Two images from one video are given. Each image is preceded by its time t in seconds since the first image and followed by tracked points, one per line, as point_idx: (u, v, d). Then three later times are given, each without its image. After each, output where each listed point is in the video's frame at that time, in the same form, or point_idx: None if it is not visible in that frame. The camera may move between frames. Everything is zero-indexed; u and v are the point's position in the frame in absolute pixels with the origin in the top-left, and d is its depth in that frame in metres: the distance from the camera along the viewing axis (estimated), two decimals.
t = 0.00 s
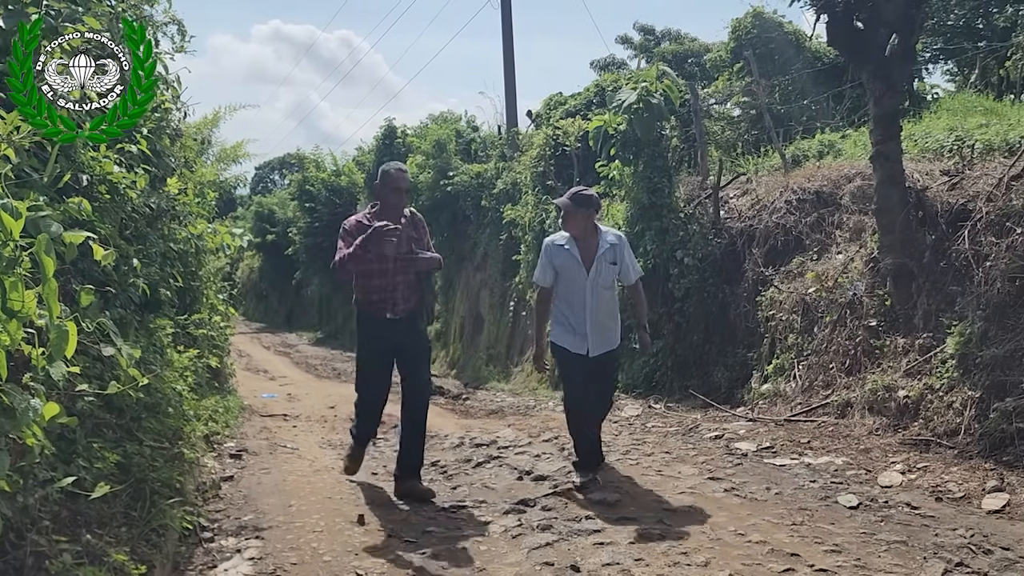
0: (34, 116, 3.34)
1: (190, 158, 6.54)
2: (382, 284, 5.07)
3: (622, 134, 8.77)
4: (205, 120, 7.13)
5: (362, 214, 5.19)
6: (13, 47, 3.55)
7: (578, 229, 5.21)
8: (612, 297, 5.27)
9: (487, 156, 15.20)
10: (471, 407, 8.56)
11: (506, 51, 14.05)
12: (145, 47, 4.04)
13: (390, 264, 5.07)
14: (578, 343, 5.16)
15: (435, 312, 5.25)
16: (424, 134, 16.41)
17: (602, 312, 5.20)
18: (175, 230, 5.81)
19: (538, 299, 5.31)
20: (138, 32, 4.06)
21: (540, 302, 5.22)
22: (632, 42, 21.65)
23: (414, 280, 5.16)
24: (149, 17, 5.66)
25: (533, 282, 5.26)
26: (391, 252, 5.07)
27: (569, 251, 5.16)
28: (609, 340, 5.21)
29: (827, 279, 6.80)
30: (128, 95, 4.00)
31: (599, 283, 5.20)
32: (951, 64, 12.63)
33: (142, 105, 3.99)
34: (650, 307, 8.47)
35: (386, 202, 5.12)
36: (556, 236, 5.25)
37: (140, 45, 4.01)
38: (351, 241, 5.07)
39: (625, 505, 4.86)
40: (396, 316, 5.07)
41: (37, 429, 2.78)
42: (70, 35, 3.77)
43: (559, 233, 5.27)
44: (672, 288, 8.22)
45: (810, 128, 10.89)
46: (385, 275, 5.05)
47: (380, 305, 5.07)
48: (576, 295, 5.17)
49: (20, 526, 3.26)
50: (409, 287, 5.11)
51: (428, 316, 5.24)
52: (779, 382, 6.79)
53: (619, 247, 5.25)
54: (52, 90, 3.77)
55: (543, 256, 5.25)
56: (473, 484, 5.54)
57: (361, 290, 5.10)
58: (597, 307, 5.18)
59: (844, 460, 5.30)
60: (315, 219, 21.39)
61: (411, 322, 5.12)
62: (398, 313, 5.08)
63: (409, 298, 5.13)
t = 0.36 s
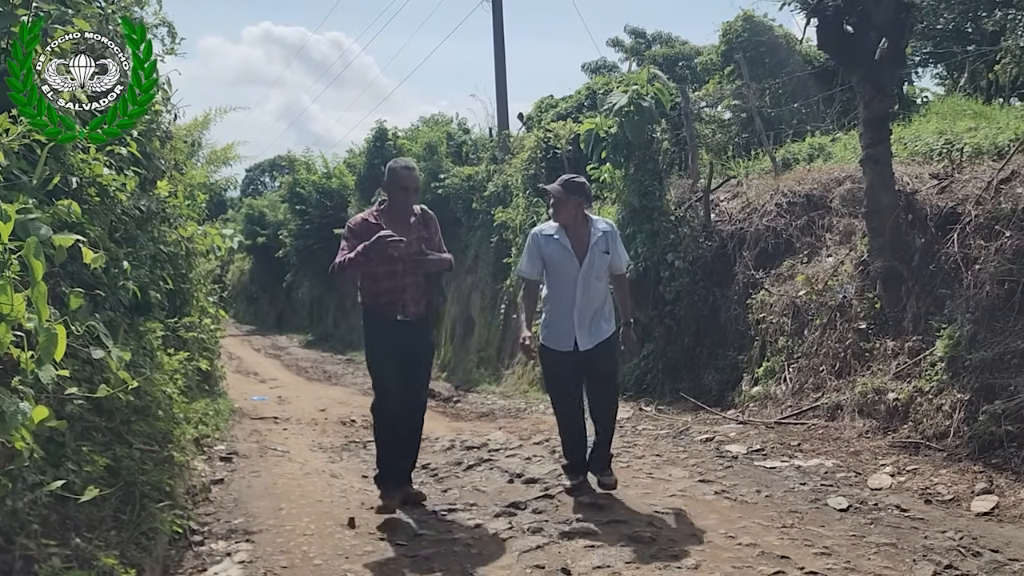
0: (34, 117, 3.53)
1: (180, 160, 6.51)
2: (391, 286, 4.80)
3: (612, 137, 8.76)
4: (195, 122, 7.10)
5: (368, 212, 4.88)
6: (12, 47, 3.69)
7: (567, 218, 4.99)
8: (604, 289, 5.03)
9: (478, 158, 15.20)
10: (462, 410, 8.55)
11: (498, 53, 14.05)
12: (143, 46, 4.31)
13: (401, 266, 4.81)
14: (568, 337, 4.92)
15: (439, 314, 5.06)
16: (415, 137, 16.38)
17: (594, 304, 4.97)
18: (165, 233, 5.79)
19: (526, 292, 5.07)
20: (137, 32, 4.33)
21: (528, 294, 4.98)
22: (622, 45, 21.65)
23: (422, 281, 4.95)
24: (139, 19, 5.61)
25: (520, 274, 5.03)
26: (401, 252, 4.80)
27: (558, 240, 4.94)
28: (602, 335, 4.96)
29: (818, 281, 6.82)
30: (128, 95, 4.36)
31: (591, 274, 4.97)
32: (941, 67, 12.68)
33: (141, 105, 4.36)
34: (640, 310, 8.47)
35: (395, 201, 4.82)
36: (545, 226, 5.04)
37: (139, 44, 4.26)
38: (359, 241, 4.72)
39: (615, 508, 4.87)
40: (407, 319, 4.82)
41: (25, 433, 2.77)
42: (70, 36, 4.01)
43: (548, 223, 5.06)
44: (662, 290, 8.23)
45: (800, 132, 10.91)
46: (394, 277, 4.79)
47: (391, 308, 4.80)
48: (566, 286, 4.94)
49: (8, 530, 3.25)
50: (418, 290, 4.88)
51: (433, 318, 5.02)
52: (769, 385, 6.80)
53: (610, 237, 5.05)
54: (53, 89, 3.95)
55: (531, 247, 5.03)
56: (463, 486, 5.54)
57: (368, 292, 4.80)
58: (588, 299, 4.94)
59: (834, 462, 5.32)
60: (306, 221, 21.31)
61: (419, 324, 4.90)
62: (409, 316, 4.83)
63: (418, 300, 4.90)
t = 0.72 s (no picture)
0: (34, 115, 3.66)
1: (171, 163, 6.49)
2: (393, 298, 4.31)
3: (603, 140, 8.76)
4: (185, 125, 7.08)
5: (360, 221, 4.40)
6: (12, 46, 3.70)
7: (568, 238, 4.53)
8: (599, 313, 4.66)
9: (469, 161, 15.18)
10: (452, 414, 8.53)
11: (489, 56, 14.04)
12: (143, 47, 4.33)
13: (402, 273, 4.33)
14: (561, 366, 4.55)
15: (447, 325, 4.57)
16: (406, 140, 16.35)
17: (590, 330, 4.60)
18: (155, 236, 5.77)
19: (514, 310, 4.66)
20: (137, 32, 4.34)
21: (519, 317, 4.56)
22: (613, 48, 21.63)
23: (426, 289, 4.45)
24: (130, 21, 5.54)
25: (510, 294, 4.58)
26: (398, 260, 4.33)
27: (558, 262, 4.50)
28: (595, 363, 4.62)
29: (808, 286, 6.83)
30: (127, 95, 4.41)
31: (588, 300, 4.57)
32: (930, 72, 12.72)
33: (141, 106, 4.42)
34: (631, 313, 8.47)
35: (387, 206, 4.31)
36: (542, 243, 4.56)
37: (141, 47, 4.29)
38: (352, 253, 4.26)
39: (606, 512, 4.86)
40: (412, 331, 4.34)
41: (14, 438, 2.76)
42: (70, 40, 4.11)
43: (544, 240, 4.59)
44: (653, 294, 8.23)
45: (791, 136, 10.93)
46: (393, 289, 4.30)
47: (394, 320, 4.31)
48: (561, 311, 4.54)
49: None
50: (422, 298, 4.39)
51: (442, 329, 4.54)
52: (759, 389, 6.81)
53: (610, 258, 4.65)
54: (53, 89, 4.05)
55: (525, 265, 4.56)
56: (454, 490, 5.52)
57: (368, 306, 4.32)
58: (583, 326, 4.56)
59: (824, 466, 5.33)
60: (296, 224, 21.24)
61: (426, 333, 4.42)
62: (414, 326, 4.35)
63: (422, 310, 4.41)
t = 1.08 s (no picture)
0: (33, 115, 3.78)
1: (159, 166, 6.46)
2: (386, 300, 3.99)
3: (593, 144, 8.77)
4: (174, 128, 7.05)
5: (355, 219, 4.13)
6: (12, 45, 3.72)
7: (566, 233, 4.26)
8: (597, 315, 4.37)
9: (458, 164, 15.16)
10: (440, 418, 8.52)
11: (479, 60, 14.02)
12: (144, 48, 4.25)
13: (396, 274, 4.02)
14: (557, 369, 4.22)
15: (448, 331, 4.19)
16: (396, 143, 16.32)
17: (588, 332, 4.30)
18: (144, 239, 5.75)
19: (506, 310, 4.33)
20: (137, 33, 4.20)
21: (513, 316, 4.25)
22: (603, 52, 21.64)
23: (423, 291, 4.13)
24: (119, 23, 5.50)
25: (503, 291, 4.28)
26: (394, 260, 4.04)
27: (556, 259, 4.22)
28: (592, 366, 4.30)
29: (796, 290, 6.84)
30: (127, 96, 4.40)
31: (587, 300, 4.28)
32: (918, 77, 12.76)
33: (141, 106, 4.43)
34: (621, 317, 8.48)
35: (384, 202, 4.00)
36: (539, 238, 4.29)
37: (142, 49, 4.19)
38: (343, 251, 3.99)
39: (595, 516, 4.86)
40: (404, 336, 4.00)
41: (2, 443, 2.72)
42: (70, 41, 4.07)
43: (541, 235, 4.32)
44: (642, 298, 8.24)
45: (780, 140, 10.95)
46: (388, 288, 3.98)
47: (385, 323, 3.99)
48: (558, 310, 4.25)
49: None
50: (418, 300, 4.07)
51: (444, 335, 4.16)
52: (748, 393, 6.82)
53: (610, 258, 4.39)
54: (52, 89, 4.07)
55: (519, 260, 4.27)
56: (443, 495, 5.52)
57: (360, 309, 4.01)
58: (581, 328, 4.26)
59: (812, 470, 5.34)
60: (286, 227, 21.17)
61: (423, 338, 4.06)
62: (407, 331, 4.01)
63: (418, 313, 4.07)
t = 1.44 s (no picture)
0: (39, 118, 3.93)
1: (144, 168, 6.43)
2: (395, 314, 3.57)
3: (579, 146, 8.77)
4: (158, 129, 7.01)
5: (370, 220, 3.70)
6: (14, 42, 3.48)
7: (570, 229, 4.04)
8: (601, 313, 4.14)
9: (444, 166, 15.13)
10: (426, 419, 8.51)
11: (466, 61, 14.01)
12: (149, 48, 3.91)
13: (408, 286, 3.60)
14: (569, 373, 3.96)
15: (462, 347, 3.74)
16: (382, 144, 16.27)
17: (595, 331, 4.07)
18: (128, 241, 5.73)
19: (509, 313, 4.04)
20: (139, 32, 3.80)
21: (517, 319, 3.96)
22: (589, 54, 21.66)
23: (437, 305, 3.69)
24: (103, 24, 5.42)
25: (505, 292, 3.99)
26: (407, 269, 3.62)
27: (563, 254, 3.96)
28: (603, 367, 4.06)
29: (781, 291, 6.87)
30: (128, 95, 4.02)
31: (594, 297, 4.06)
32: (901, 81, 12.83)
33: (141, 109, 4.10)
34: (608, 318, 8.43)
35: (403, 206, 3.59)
36: (541, 235, 4.03)
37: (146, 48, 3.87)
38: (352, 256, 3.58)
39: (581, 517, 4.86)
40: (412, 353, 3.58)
41: None
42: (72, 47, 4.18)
43: (540, 232, 4.06)
44: (628, 299, 8.25)
45: (765, 143, 10.98)
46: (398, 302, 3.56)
47: (391, 337, 3.58)
48: (565, 309, 3.99)
49: None
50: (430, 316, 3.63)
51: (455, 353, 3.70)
52: (733, 394, 6.85)
53: (612, 253, 4.18)
54: (52, 89, 4.26)
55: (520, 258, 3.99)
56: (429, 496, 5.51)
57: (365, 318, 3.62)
58: (589, 328, 4.03)
59: (796, 471, 5.37)
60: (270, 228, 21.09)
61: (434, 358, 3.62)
62: (414, 348, 3.58)
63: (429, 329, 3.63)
